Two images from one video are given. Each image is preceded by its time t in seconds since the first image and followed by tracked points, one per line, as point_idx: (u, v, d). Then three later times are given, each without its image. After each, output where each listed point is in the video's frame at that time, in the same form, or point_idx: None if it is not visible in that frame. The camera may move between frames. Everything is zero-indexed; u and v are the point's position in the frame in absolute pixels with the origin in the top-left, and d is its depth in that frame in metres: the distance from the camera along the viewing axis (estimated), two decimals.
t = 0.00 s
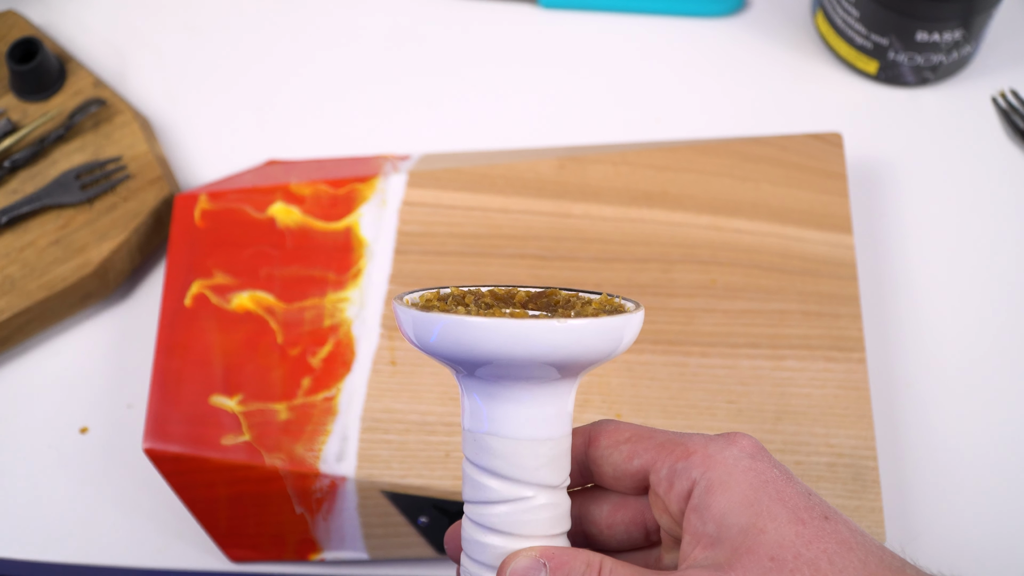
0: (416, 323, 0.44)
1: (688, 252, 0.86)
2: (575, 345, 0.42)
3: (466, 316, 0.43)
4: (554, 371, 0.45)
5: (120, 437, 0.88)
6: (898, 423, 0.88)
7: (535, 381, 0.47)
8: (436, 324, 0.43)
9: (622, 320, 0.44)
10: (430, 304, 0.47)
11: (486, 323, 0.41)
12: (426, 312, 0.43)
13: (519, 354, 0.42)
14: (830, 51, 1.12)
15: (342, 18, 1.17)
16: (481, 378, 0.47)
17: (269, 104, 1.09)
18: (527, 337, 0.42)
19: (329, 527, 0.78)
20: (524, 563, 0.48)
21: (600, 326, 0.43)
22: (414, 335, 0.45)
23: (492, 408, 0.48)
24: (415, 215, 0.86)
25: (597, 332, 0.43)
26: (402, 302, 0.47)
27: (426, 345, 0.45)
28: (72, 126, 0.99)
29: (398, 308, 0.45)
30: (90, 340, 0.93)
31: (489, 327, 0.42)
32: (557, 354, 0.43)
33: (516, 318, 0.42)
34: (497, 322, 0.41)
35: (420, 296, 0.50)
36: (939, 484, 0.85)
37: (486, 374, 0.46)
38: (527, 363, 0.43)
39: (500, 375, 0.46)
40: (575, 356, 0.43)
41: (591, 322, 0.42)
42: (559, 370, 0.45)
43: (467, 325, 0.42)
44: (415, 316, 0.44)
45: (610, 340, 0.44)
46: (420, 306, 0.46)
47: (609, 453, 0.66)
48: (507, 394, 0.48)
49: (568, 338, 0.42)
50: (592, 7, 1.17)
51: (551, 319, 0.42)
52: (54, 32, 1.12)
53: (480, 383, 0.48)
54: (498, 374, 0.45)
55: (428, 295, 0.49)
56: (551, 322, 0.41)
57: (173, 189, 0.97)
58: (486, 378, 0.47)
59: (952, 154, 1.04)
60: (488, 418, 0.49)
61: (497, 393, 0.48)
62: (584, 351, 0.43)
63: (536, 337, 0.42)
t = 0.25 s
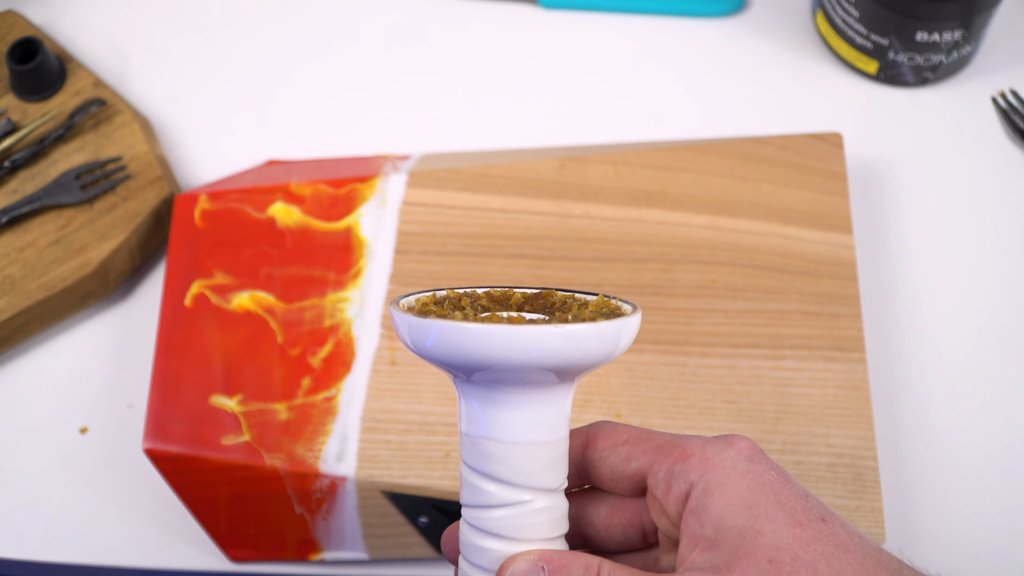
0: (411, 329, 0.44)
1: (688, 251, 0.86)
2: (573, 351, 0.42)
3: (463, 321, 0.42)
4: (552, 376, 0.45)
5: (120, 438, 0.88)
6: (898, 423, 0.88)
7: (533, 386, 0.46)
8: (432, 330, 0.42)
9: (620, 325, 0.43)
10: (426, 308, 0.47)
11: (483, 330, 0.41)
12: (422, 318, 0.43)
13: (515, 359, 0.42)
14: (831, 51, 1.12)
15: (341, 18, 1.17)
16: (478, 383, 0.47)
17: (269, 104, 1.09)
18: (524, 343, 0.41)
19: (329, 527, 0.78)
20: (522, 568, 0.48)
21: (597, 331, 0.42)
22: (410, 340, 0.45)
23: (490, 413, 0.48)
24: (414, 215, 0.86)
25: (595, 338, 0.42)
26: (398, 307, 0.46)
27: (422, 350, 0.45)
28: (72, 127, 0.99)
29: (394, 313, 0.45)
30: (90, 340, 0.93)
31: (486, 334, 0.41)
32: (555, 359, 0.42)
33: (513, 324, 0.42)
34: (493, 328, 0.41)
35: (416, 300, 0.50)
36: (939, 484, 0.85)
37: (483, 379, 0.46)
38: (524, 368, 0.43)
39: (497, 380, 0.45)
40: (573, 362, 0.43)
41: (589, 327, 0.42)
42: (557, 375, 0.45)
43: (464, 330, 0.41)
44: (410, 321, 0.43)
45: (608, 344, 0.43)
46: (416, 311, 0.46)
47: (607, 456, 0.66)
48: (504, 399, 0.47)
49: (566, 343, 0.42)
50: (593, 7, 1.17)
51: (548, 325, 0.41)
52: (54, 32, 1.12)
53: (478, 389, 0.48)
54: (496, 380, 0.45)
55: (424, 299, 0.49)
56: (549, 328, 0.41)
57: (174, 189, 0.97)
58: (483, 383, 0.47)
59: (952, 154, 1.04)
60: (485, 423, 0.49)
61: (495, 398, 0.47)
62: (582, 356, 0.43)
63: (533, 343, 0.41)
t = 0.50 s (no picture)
0: (411, 336, 0.44)
1: (688, 252, 0.86)
2: (574, 359, 0.42)
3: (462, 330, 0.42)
4: (552, 384, 0.45)
5: (120, 438, 0.88)
6: (898, 424, 0.88)
7: (533, 394, 0.46)
8: (432, 338, 0.42)
9: (621, 333, 0.43)
10: (427, 315, 0.47)
11: (483, 338, 0.41)
12: (423, 326, 0.43)
13: (515, 369, 0.42)
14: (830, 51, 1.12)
15: (342, 18, 1.17)
16: (478, 391, 0.47)
17: (269, 104, 1.09)
18: (524, 352, 0.41)
19: (329, 528, 0.78)
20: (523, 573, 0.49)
21: (597, 340, 0.42)
22: (410, 347, 0.45)
23: (490, 420, 0.48)
24: (414, 215, 0.86)
25: (596, 346, 0.42)
26: (397, 315, 0.46)
27: (422, 358, 0.45)
28: (72, 126, 0.99)
29: (395, 322, 0.44)
30: (91, 340, 0.93)
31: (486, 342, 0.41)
32: (555, 368, 0.42)
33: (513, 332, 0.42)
34: (493, 337, 0.41)
35: (415, 306, 0.49)
36: (938, 484, 0.85)
37: (483, 387, 0.45)
38: (524, 377, 0.43)
39: (497, 388, 0.45)
40: (573, 370, 0.43)
41: (588, 335, 0.42)
42: (557, 383, 0.44)
43: (463, 340, 0.41)
44: (411, 329, 0.43)
45: (609, 352, 0.43)
46: (417, 320, 0.46)
47: (607, 460, 0.66)
48: (504, 407, 0.47)
49: (566, 352, 0.41)
50: (593, 7, 1.17)
51: (548, 334, 0.41)
52: (54, 32, 1.12)
53: (478, 396, 0.47)
54: (496, 388, 0.45)
55: (424, 305, 0.49)
56: (549, 337, 0.40)
57: (173, 189, 0.97)
58: (483, 391, 0.46)
59: (953, 153, 1.04)
60: (486, 430, 0.48)
61: (495, 405, 0.47)
62: (582, 365, 0.43)
63: (533, 353, 0.41)
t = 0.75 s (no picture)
0: (417, 335, 0.44)
1: (688, 251, 0.87)
2: (580, 358, 0.42)
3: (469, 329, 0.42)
4: (559, 383, 0.45)
5: (120, 438, 0.88)
6: (898, 423, 0.88)
7: (539, 392, 0.46)
8: (438, 337, 0.42)
9: (627, 332, 0.43)
10: (434, 314, 0.47)
11: (489, 337, 0.41)
12: (429, 324, 0.43)
13: (522, 367, 0.42)
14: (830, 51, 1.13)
15: (342, 19, 1.17)
16: (484, 390, 0.47)
17: (269, 104, 1.09)
18: (531, 351, 0.41)
19: (329, 527, 0.78)
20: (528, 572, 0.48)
21: (605, 338, 0.42)
22: (416, 346, 0.45)
23: (495, 419, 0.48)
24: (414, 215, 0.86)
25: (602, 345, 0.42)
26: (404, 312, 0.46)
27: (428, 356, 0.45)
28: (72, 126, 0.99)
29: (402, 319, 0.44)
30: (91, 340, 0.93)
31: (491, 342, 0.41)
32: (562, 367, 0.42)
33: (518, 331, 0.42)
34: (499, 336, 0.41)
35: (421, 304, 0.49)
36: (939, 484, 0.85)
37: (489, 385, 0.45)
38: (530, 376, 0.43)
39: (503, 387, 0.45)
40: (580, 369, 0.43)
41: (595, 333, 0.41)
42: (564, 381, 0.44)
43: (470, 337, 0.41)
44: (417, 327, 0.43)
45: (615, 351, 0.43)
46: (424, 318, 0.46)
47: (613, 458, 0.66)
48: (510, 405, 0.47)
49: (573, 351, 0.41)
50: (592, 7, 1.17)
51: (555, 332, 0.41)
52: (54, 32, 1.12)
53: (483, 395, 0.48)
54: (501, 386, 0.45)
55: (430, 303, 0.49)
56: (555, 336, 0.40)
57: (173, 189, 0.97)
58: (489, 389, 0.46)
59: (953, 153, 1.04)
60: (491, 428, 0.49)
61: (501, 403, 0.47)
62: (588, 364, 0.43)
63: (540, 351, 0.41)
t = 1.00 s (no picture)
0: (407, 349, 0.43)
1: (688, 251, 0.87)
2: (570, 371, 0.41)
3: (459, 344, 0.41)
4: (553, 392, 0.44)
5: (120, 438, 0.88)
6: (898, 423, 0.88)
7: (536, 402, 0.46)
8: (426, 352, 0.42)
9: (620, 341, 0.42)
10: (428, 320, 0.46)
11: (475, 353, 0.40)
12: (417, 339, 0.42)
13: (513, 382, 0.41)
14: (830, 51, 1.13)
15: (342, 19, 1.17)
16: (478, 403, 0.47)
17: (269, 104, 1.09)
18: (520, 366, 0.40)
19: (329, 528, 0.77)
20: None
21: (596, 351, 0.41)
22: (407, 359, 0.44)
23: (489, 429, 0.48)
24: (414, 215, 0.86)
25: (593, 357, 0.41)
26: (396, 322, 0.45)
27: (419, 369, 0.44)
28: (72, 127, 0.99)
29: (393, 330, 0.44)
30: (91, 341, 0.93)
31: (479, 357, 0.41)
32: (552, 381, 0.41)
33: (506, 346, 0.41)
34: (487, 352, 0.40)
35: (414, 309, 0.48)
36: (940, 484, 0.85)
37: (482, 397, 0.45)
38: (522, 388, 0.42)
39: (498, 398, 0.45)
40: (572, 381, 0.42)
41: (585, 347, 0.41)
42: (558, 391, 0.44)
43: (459, 355, 0.41)
44: (405, 342, 0.43)
45: (608, 361, 0.42)
46: (417, 331, 0.45)
47: (618, 459, 0.66)
48: (506, 416, 0.47)
49: (563, 365, 0.41)
50: (593, 7, 1.17)
51: (545, 347, 0.40)
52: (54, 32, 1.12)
53: (477, 407, 0.47)
54: (496, 399, 0.45)
55: (426, 306, 0.49)
56: (543, 351, 0.40)
57: (173, 189, 0.97)
58: (485, 400, 0.46)
59: (953, 153, 1.04)
60: (488, 437, 0.48)
61: (497, 415, 0.47)
62: (580, 375, 0.42)
63: (528, 366, 0.40)
